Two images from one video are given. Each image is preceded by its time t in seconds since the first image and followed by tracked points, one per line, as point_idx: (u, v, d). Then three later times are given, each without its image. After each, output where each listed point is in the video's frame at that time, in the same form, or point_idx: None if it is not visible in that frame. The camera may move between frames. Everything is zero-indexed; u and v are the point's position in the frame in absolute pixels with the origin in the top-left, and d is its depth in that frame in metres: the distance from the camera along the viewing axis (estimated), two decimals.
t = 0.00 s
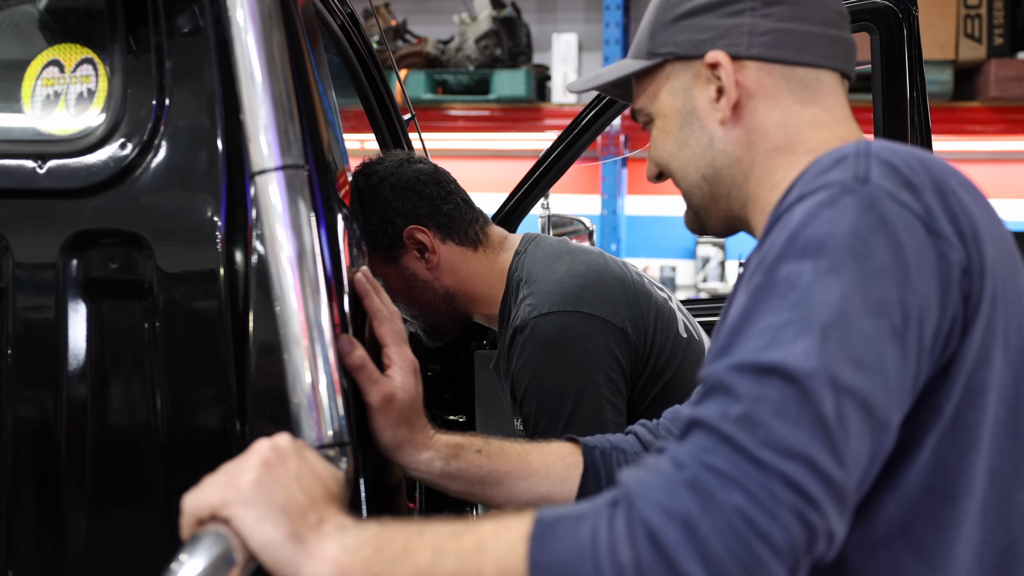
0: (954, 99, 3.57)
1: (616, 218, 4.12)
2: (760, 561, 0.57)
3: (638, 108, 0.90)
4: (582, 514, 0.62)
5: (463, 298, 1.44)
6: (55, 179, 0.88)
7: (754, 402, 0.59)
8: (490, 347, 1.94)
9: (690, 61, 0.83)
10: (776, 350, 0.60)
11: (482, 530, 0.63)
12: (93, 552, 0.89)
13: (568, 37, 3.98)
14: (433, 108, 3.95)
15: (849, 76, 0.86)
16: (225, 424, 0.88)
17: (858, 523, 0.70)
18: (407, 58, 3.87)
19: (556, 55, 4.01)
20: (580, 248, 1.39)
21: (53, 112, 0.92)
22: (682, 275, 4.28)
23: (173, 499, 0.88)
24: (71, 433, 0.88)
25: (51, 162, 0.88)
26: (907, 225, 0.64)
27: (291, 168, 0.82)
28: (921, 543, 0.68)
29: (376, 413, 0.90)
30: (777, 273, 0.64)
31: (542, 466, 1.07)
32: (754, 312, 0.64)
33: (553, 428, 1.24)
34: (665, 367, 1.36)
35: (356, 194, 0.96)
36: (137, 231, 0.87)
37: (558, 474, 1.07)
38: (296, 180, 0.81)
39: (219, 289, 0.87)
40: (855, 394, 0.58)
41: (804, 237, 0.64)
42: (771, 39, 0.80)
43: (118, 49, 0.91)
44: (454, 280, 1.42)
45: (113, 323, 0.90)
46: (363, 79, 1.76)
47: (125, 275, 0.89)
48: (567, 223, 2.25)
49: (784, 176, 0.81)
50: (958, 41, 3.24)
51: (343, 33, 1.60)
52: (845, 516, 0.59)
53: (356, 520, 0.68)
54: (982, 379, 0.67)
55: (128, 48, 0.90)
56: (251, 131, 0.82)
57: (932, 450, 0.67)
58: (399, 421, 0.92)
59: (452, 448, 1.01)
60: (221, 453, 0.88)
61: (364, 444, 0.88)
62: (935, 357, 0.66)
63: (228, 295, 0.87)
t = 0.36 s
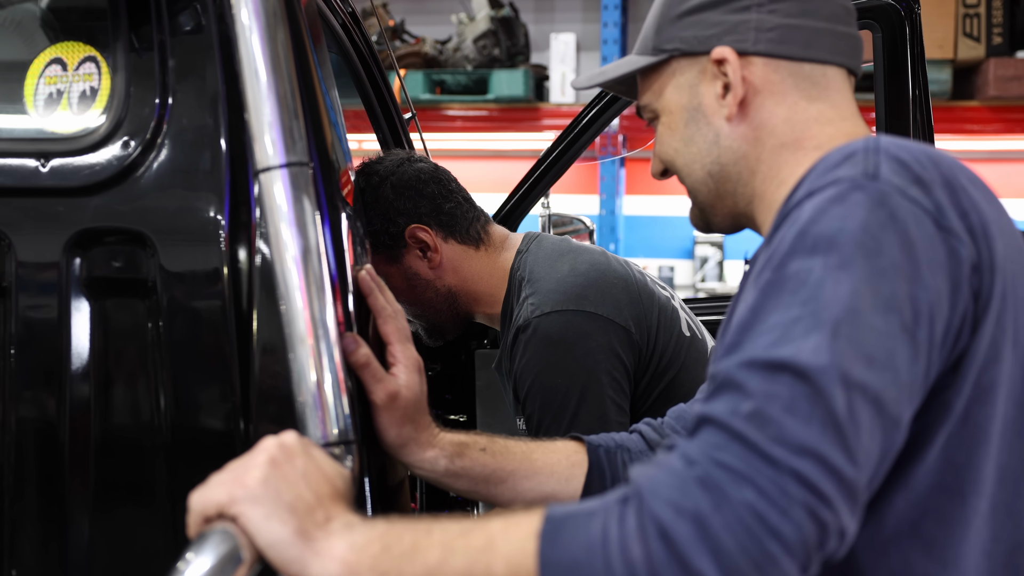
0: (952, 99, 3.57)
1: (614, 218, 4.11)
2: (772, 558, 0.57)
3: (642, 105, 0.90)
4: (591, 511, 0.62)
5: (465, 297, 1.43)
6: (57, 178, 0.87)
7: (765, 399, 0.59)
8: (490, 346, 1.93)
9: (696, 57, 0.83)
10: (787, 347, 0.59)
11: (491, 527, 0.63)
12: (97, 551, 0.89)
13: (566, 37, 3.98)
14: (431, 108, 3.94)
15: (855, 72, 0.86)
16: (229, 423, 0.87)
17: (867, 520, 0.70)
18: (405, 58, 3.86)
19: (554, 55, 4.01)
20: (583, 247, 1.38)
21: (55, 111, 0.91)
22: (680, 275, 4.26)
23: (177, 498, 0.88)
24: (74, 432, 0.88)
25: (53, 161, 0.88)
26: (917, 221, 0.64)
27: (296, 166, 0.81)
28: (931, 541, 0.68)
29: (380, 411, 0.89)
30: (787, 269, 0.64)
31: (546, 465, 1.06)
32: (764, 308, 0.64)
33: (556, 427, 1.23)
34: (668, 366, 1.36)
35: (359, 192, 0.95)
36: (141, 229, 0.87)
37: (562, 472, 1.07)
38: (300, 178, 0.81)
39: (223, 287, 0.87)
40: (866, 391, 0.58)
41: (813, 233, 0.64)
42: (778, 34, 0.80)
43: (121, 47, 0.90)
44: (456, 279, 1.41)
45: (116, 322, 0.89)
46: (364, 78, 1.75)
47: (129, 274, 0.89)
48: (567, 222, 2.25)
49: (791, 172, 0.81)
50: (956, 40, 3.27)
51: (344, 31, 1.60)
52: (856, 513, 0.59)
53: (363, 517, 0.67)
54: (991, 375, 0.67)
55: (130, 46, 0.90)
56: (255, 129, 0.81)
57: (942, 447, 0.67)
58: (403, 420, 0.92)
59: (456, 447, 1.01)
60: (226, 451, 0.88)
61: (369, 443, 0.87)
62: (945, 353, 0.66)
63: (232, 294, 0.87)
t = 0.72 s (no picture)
0: (950, 99, 3.58)
1: (613, 219, 4.11)
2: (773, 551, 0.57)
3: (643, 104, 0.91)
4: (595, 506, 0.63)
5: (466, 295, 1.44)
6: (61, 177, 0.88)
7: (766, 395, 0.59)
8: (490, 345, 1.93)
9: (697, 57, 0.84)
10: (787, 343, 0.60)
11: (495, 522, 0.63)
12: (101, 549, 0.89)
13: (564, 38, 3.98)
14: (430, 109, 3.94)
15: (854, 72, 0.87)
16: (232, 420, 0.88)
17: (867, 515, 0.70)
18: (404, 59, 3.87)
19: (552, 55, 4.01)
20: (582, 246, 1.39)
21: (59, 111, 0.92)
22: (679, 275, 4.27)
23: (181, 494, 0.89)
24: (78, 431, 0.88)
25: (58, 160, 0.88)
26: (916, 220, 0.65)
27: (299, 165, 0.82)
28: (930, 536, 0.68)
29: (382, 409, 0.90)
30: (787, 267, 0.65)
31: (547, 462, 1.07)
32: (764, 306, 0.65)
33: (556, 426, 1.24)
34: (668, 364, 1.37)
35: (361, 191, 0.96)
36: (145, 228, 0.88)
37: (563, 470, 1.07)
38: (303, 177, 0.82)
39: (227, 286, 0.87)
40: (866, 387, 0.59)
41: (814, 231, 0.65)
42: (779, 34, 0.81)
43: (125, 47, 0.91)
44: (457, 278, 1.42)
45: (120, 320, 0.90)
46: (364, 78, 1.75)
47: (132, 273, 0.89)
48: (567, 222, 2.26)
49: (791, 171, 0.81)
50: (953, 40, 3.30)
51: (345, 32, 1.60)
52: (856, 507, 0.60)
53: (367, 513, 0.68)
54: (990, 372, 0.68)
55: (134, 46, 0.90)
56: (259, 128, 0.82)
57: (941, 443, 0.68)
58: (405, 417, 0.92)
59: (458, 444, 1.01)
60: (228, 449, 0.88)
61: (371, 440, 0.88)
62: (944, 351, 0.66)
63: (235, 292, 0.87)
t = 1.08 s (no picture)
0: (945, 102, 3.60)
1: (609, 220, 4.17)
2: (762, 542, 0.59)
3: (638, 106, 0.93)
4: (589, 499, 0.64)
5: (465, 296, 1.45)
6: (66, 179, 0.89)
7: (755, 390, 0.61)
8: (488, 345, 1.95)
9: (690, 61, 0.85)
10: (777, 340, 0.62)
11: (492, 515, 0.65)
12: (105, 545, 0.91)
13: (562, 40, 4.00)
14: (428, 111, 3.96)
15: (845, 75, 0.89)
16: (234, 417, 0.89)
17: (856, 509, 0.72)
18: (403, 61, 3.89)
19: (550, 58, 4.03)
20: (579, 247, 1.40)
21: (64, 114, 0.93)
22: (676, 276, 4.28)
23: (184, 491, 0.90)
24: (82, 430, 0.90)
25: (63, 162, 0.90)
26: (902, 220, 0.66)
27: (301, 166, 0.83)
28: (916, 529, 0.70)
29: (382, 406, 0.92)
30: (776, 266, 0.66)
31: (544, 459, 1.08)
32: (754, 303, 0.66)
33: (553, 424, 1.26)
34: (663, 363, 1.39)
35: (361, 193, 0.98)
36: (149, 229, 0.89)
37: (560, 467, 1.09)
38: (305, 178, 0.83)
39: (228, 286, 0.89)
40: (853, 382, 0.61)
41: (802, 231, 0.66)
42: (770, 39, 0.82)
43: (129, 51, 0.93)
44: (456, 279, 1.43)
45: (124, 319, 0.91)
46: (363, 81, 1.77)
47: (136, 273, 0.91)
48: (564, 224, 2.28)
49: (782, 173, 0.83)
50: (949, 44, 3.33)
51: (344, 35, 1.62)
52: (843, 500, 0.62)
53: (367, 507, 0.70)
54: (975, 368, 0.69)
55: (137, 50, 0.92)
56: (261, 131, 0.83)
57: (927, 437, 0.69)
58: (404, 415, 0.94)
59: (456, 441, 1.03)
60: (229, 447, 0.90)
61: (371, 437, 0.89)
62: (930, 347, 0.68)
63: (237, 291, 0.89)
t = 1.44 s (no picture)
0: (941, 103, 3.61)
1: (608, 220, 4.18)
2: (743, 526, 0.61)
3: (630, 106, 0.95)
4: (577, 485, 0.66)
5: (463, 294, 1.47)
6: (69, 178, 0.91)
7: (738, 380, 0.63)
8: (484, 344, 1.99)
9: (680, 62, 0.88)
10: (760, 332, 0.64)
11: (484, 501, 0.67)
12: (107, 538, 0.93)
13: (559, 42, 4.02)
14: (425, 112, 3.98)
15: (831, 76, 0.91)
16: (234, 412, 0.91)
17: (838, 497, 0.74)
18: (400, 63, 3.91)
19: (547, 59, 4.05)
20: (574, 245, 1.42)
21: (67, 114, 0.95)
22: (673, 277, 4.27)
23: (185, 485, 0.92)
24: (84, 427, 0.92)
25: (66, 161, 0.92)
26: (883, 216, 0.68)
27: (299, 165, 0.85)
28: (896, 517, 0.72)
29: (378, 400, 0.94)
30: (761, 261, 0.69)
31: (537, 453, 1.11)
32: (739, 297, 0.69)
33: (548, 419, 1.28)
34: (657, 361, 1.40)
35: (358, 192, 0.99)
36: (150, 227, 0.91)
37: (552, 460, 1.11)
38: (303, 177, 0.85)
39: (228, 283, 0.91)
40: (833, 372, 0.63)
41: (786, 227, 0.68)
42: (758, 40, 0.85)
43: (131, 53, 0.95)
44: (453, 278, 1.45)
45: (126, 315, 0.93)
46: (362, 84, 1.79)
47: (138, 270, 0.93)
48: (560, 223, 2.30)
49: (769, 171, 0.85)
50: (944, 45, 3.38)
51: (342, 37, 1.64)
52: (823, 486, 0.64)
53: (364, 495, 0.72)
54: (954, 360, 0.71)
55: (139, 51, 0.94)
56: (260, 131, 0.85)
57: (907, 427, 0.71)
58: (400, 409, 0.96)
59: (451, 435, 1.05)
60: (229, 442, 0.92)
61: (367, 431, 0.91)
62: (910, 340, 0.70)
63: (237, 288, 0.91)
